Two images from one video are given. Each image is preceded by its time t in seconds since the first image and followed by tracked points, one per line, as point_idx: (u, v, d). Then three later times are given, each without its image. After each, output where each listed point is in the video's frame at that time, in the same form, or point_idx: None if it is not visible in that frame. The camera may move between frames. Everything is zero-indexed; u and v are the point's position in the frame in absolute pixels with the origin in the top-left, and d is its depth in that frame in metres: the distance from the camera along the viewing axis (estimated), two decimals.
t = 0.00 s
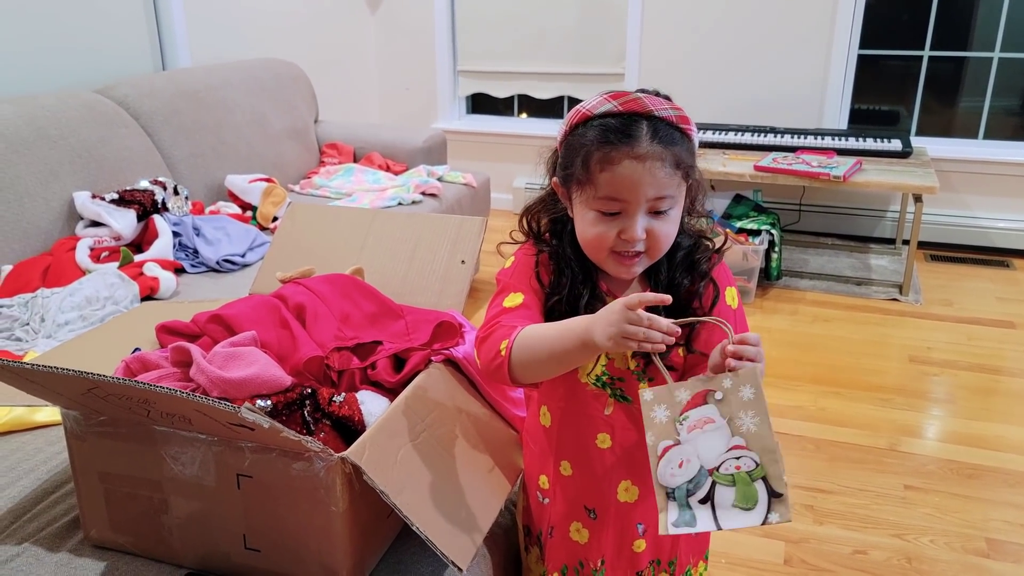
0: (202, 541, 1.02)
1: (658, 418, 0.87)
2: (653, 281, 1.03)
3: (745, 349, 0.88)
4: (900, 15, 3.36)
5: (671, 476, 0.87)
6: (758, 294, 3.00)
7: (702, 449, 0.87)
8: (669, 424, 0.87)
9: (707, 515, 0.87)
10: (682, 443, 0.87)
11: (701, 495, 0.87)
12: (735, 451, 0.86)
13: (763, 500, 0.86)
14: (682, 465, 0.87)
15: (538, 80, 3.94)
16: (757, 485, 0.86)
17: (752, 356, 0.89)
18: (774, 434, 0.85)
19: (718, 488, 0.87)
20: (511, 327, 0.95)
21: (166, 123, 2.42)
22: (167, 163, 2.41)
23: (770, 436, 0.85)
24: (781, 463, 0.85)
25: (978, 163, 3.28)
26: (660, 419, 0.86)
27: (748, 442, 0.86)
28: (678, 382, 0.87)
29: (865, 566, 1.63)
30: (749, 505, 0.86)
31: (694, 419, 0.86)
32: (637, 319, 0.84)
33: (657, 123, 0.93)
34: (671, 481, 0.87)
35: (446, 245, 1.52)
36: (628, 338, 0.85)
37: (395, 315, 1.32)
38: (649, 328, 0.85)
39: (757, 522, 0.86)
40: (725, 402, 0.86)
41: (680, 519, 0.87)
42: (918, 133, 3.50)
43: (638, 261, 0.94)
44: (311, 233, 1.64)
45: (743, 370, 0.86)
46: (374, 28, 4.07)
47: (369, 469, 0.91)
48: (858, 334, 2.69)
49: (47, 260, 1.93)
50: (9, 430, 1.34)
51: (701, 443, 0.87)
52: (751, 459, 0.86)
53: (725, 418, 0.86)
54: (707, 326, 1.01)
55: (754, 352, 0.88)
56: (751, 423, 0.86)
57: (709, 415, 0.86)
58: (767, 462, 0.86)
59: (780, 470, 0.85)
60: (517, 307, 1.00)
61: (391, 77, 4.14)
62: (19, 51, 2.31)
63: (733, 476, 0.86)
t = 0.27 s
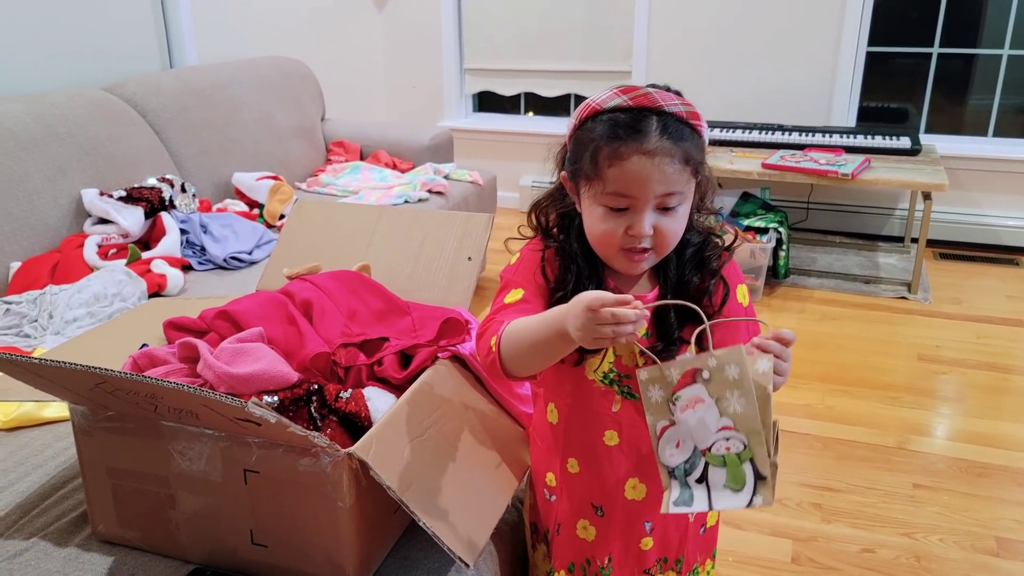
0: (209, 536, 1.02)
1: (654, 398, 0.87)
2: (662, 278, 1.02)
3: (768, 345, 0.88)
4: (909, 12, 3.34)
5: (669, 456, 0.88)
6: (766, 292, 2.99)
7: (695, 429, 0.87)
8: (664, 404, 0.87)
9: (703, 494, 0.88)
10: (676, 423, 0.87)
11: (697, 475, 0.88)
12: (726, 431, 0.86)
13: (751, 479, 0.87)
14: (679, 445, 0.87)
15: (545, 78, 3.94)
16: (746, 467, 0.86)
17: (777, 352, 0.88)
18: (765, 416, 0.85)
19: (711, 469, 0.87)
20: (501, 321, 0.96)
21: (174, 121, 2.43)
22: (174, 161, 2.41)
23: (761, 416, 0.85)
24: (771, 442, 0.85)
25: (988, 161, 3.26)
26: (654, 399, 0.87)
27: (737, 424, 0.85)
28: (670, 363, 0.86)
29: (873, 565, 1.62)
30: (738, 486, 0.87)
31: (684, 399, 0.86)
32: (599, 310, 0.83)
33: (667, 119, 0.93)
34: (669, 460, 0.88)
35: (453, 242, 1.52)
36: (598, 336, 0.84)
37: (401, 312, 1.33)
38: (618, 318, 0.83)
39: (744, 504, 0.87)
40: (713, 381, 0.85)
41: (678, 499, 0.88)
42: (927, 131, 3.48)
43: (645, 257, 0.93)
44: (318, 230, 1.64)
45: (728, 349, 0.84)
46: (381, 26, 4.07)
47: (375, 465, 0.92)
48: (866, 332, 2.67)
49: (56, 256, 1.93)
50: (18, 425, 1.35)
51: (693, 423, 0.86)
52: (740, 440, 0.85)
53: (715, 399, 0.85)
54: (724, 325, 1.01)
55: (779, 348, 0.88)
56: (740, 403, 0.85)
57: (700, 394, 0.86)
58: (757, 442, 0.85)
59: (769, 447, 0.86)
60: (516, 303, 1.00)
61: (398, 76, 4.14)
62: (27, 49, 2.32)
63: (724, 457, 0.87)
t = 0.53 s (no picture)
0: (215, 533, 1.03)
1: (640, 373, 0.87)
2: (669, 277, 1.02)
3: (784, 336, 0.90)
4: (917, 9, 3.33)
5: (659, 427, 0.87)
6: (772, 290, 2.98)
7: (682, 397, 0.86)
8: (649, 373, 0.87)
9: (692, 463, 0.88)
10: (665, 393, 0.87)
11: (686, 444, 0.87)
12: (709, 397, 0.86)
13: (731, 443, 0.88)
14: (669, 415, 0.86)
15: (552, 76, 3.93)
16: (727, 430, 0.87)
17: (793, 346, 0.90)
18: (746, 380, 0.85)
19: (697, 435, 0.87)
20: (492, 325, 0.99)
21: (181, 120, 2.43)
22: (182, 159, 2.42)
23: (742, 380, 0.85)
24: (752, 406, 0.86)
25: (997, 158, 3.24)
26: (641, 373, 0.87)
27: (717, 387, 0.86)
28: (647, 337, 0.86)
29: (880, 564, 1.62)
30: (721, 451, 0.88)
31: (668, 369, 0.87)
32: (565, 314, 0.85)
33: (672, 117, 0.92)
34: (659, 431, 0.87)
35: (459, 240, 1.52)
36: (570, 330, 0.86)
37: (407, 310, 1.33)
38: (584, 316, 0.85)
39: (724, 467, 0.88)
40: (691, 350, 0.86)
41: (672, 468, 0.87)
42: (935, 128, 3.47)
43: (648, 256, 0.93)
44: (324, 228, 1.65)
45: (699, 317, 0.84)
46: (387, 25, 4.07)
47: (382, 464, 0.92)
48: (873, 330, 2.66)
49: (64, 255, 1.94)
50: (27, 422, 1.36)
51: (679, 391, 0.87)
52: (722, 405, 0.86)
53: (696, 365, 0.86)
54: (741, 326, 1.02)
55: (795, 340, 0.90)
56: (720, 368, 0.86)
57: (683, 363, 0.87)
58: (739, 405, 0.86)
59: (750, 412, 0.86)
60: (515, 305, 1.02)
61: (404, 74, 4.14)
62: (35, 48, 2.33)
63: (709, 423, 0.87)
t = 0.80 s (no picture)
0: (221, 529, 1.03)
1: (628, 360, 0.88)
2: (673, 275, 1.02)
3: (777, 319, 0.91)
4: (923, 6, 3.32)
5: (649, 411, 0.87)
6: (777, 287, 2.98)
7: (670, 383, 0.87)
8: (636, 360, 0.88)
9: (683, 446, 0.87)
10: (654, 380, 0.87)
11: (677, 428, 0.87)
12: (694, 382, 0.86)
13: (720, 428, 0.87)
14: (659, 400, 0.87)
15: (557, 73, 3.93)
16: (713, 414, 0.86)
17: (788, 328, 0.91)
18: (732, 362, 0.85)
19: (686, 419, 0.87)
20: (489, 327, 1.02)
21: (187, 118, 2.44)
22: (188, 157, 2.43)
23: (726, 363, 0.85)
24: (739, 391, 0.85)
25: (1003, 155, 3.23)
26: (628, 361, 0.87)
27: (702, 371, 0.86)
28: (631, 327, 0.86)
29: (884, 560, 1.62)
30: (710, 435, 0.87)
31: (654, 356, 0.87)
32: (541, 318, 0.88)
33: (679, 115, 0.93)
34: (651, 416, 0.87)
35: (464, 237, 1.52)
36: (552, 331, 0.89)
37: (412, 307, 1.34)
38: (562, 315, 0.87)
39: (714, 451, 0.87)
40: (674, 337, 0.86)
41: (667, 450, 0.86)
42: (942, 125, 3.45)
43: (652, 254, 0.93)
44: (330, 225, 1.65)
45: (680, 304, 0.85)
46: (393, 22, 4.08)
47: (387, 459, 0.93)
48: (878, 327, 2.66)
49: (71, 252, 1.95)
50: (34, 419, 1.37)
51: (666, 378, 0.87)
52: (707, 389, 0.86)
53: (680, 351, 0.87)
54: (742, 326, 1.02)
55: (789, 321, 0.91)
56: (704, 354, 0.86)
57: (668, 349, 0.87)
58: (725, 388, 0.85)
59: (739, 396, 0.85)
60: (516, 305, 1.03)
61: (410, 71, 4.14)
62: (42, 46, 2.34)
63: (697, 407, 0.87)
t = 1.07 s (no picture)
0: (222, 523, 1.03)
1: (620, 348, 0.88)
2: (674, 270, 1.02)
3: (768, 301, 0.91)
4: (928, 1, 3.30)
5: (642, 396, 0.88)
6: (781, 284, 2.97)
7: (661, 367, 0.88)
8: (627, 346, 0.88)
9: (677, 429, 0.88)
10: (645, 365, 0.88)
11: (670, 411, 0.88)
12: (685, 365, 0.87)
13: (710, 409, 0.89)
14: (651, 385, 0.88)
15: (560, 69, 3.93)
16: (704, 396, 0.88)
17: (780, 308, 0.90)
18: (723, 345, 0.86)
19: (678, 403, 0.88)
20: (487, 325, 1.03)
21: (190, 113, 2.44)
22: (190, 153, 2.43)
23: (716, 346, 0.86)
24: (730, 372, 0.86)
25: (1008, 151, 3.22)
26: (619, 349, 0.88)
27: (691, 354, 0.87)
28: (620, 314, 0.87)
29: (886, 556, 1.62)
30: (701, 416, 0.89)
31: (645, 342, 0.87)
32: (530, 311, 0.89)
33: (681, 110, 0.92)
34: (645, 400, 0.88)
35: (466, 232, 1.52)
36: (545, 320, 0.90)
37: (414, 303, 1.32)
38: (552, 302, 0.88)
39: (706, 432, 0.89)
40: (662, 323, 0.87)
41: (660, 434, 0.88)
42: (946, 121, 3.44)
43: (654, 249, 0.93)
44: (331, 221, 1.65)
45: (667, 290, 0.86)
46: (396, 18, 4.07)
47: (388, 454, 0.93)
48: (882, 323, 2.65)
49: (74, 248, 1.96)
50: (37, 414, 1.37)
51: (658, 363, 0.88)
52: (697, 372, 0.87)
53: (671, 337, 0.87)
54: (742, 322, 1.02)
55: (781, 301, 0.91)
56: (692, 337, 0.86)
57: (657, 335, 0.87)
58: (715, 371, 0.86)
59: (729, 378, 0.86)
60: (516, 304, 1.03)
61: (413, 67, 4.14)
62: (45, 42, 2.34)
63: (687, 390, 0.88)
